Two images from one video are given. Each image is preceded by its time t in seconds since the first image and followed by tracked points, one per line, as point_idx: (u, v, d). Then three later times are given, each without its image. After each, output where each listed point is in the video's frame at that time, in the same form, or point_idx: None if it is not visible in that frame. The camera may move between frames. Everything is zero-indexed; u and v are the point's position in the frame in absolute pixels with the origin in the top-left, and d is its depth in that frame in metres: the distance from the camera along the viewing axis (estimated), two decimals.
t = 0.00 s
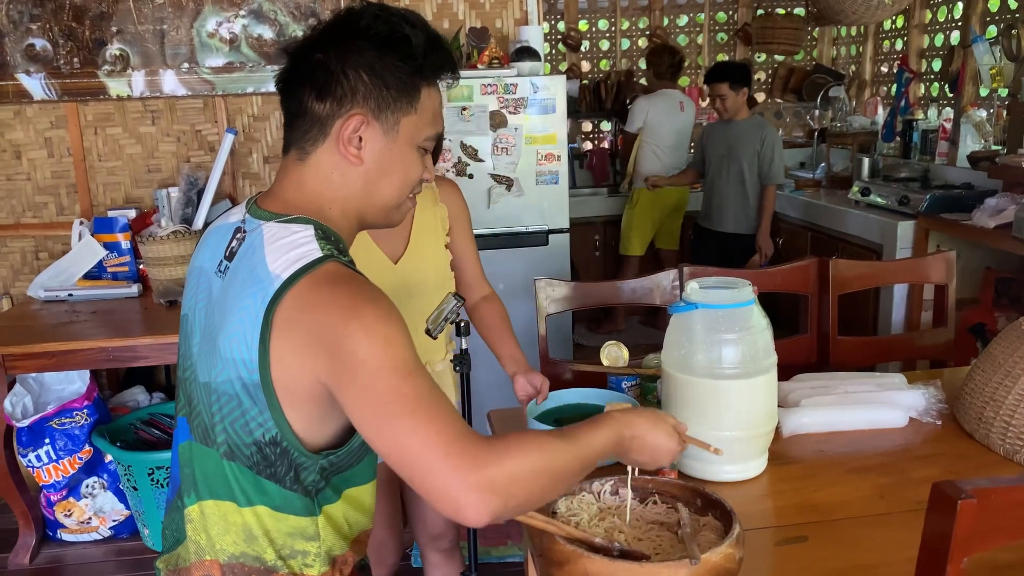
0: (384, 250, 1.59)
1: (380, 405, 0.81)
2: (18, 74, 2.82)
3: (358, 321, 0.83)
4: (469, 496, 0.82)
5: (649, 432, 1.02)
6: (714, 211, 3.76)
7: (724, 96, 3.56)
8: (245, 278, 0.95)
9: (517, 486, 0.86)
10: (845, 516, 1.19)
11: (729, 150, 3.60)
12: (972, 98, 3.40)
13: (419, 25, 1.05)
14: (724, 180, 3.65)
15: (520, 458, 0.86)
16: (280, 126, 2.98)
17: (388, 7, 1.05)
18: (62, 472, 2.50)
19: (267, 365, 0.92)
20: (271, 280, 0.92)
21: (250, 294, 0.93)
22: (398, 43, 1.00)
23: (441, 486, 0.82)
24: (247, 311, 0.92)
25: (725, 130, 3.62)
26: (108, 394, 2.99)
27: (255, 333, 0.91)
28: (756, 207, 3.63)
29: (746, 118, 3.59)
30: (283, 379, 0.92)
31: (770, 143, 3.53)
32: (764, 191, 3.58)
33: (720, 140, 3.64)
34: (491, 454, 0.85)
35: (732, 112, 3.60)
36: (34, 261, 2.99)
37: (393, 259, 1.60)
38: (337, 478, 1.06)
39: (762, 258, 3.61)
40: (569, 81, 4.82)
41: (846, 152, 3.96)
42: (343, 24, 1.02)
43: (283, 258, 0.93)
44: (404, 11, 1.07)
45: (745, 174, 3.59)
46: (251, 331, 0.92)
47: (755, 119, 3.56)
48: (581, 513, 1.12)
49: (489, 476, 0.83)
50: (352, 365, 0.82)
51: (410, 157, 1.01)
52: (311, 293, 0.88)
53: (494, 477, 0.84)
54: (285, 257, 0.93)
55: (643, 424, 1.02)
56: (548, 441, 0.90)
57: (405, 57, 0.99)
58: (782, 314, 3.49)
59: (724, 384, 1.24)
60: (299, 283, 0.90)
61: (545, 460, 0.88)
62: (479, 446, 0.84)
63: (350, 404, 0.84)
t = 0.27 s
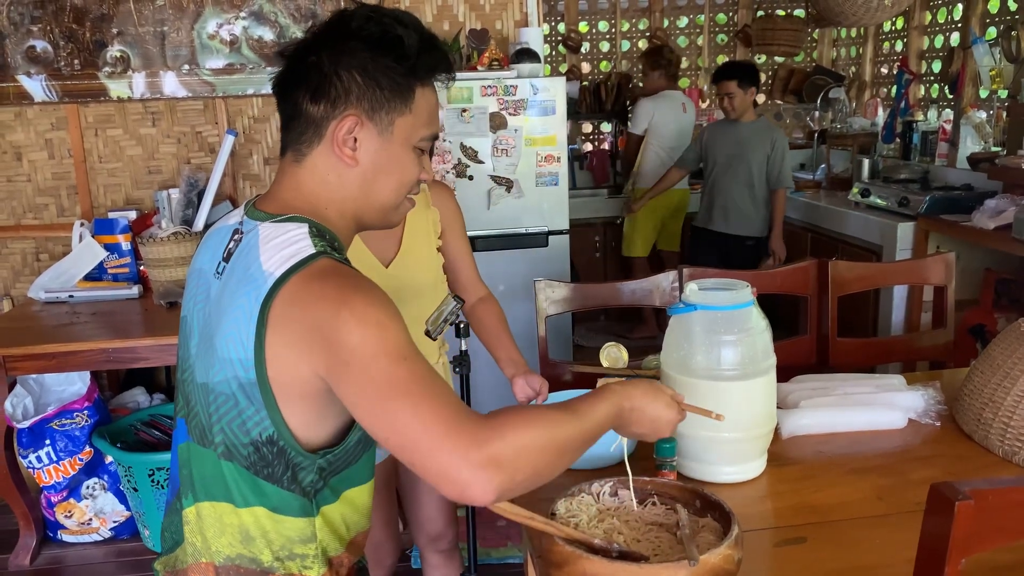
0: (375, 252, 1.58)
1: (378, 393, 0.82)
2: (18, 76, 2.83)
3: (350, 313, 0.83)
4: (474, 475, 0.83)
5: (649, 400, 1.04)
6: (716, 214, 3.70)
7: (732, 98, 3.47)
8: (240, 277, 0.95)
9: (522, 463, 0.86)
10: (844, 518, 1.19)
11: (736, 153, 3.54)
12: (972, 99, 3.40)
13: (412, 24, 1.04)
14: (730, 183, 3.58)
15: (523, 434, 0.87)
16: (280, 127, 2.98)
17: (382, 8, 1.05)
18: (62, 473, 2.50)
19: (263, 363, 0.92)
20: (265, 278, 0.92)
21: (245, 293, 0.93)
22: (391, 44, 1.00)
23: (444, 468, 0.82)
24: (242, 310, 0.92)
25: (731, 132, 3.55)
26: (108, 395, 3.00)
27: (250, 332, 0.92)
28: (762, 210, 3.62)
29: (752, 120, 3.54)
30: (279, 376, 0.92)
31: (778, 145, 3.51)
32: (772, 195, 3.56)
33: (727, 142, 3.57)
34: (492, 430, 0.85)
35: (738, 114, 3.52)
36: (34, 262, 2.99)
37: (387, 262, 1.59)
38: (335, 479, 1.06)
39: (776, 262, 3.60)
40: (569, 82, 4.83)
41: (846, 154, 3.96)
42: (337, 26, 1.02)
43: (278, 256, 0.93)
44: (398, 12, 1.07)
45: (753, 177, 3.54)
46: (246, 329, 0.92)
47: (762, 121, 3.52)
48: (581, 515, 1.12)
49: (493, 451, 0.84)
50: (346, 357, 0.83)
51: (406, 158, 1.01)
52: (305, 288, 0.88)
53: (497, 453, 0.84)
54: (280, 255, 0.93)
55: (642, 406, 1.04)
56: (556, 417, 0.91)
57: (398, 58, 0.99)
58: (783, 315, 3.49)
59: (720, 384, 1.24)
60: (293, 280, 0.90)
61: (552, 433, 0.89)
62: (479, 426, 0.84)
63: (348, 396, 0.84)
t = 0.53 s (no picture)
0: (375, 254, 1.58)
1: (376, 396, 0.82)
2: (19, 77, 2.84)
3: (349, 315, 0.83)
4: (472, 479, 0.83)
5: (649, 417, 1.03)
6: (714, 221, 3.63)
7: (731, 100, 3.44)
8: (240, 278, 0.95)
9: (521, 467, 0.86)
10: (844, 519, 1.19)
11: (736, 156, 3.49)
12: (973, 100, 3.40)
13: (418, 29, 1.05)
14: (731, 187, 3.53)
15: (520, 440, 0.86)
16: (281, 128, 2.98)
17: (388, 11, 1.05)
18: (63, 474, 2.50)
19: (261, 364, 0.92)
20: (264, 280, 0.92)
21: (244, 295, 0.93)
22: (397, 48, 1.00)
23: (443, 471, 0.82)
24: (242, 311, 0.92)
25: (728, 137, 3.51)
26: (108, 396, 3.00)
27: (249, 333, 0.92)
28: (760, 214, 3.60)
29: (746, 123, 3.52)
30: (277, 378, 0.92)
31: (774, 148, 3.50)
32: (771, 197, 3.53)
33: (724, 148, 3.52)
34: (492, 435, 0.85)
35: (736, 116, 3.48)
36: (35, 263, 2.99)
37: (386, 263, 1.59)
38: (334, 482, 1.06)
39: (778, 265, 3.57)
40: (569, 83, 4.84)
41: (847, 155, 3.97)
42: (343, 28, 1.02)
43: (277, 258, 0.93)
44: (404, 15, 1.07)
45: (754, 180, 3.51)
46: (245, 331, 0.92)
47: (756, 124, 3.51)
48: (581, 516, 1.12)
49: (491, 456, 0.84)
50: (345, 358, 0.83)
51: (408, 161, 1.01)
52: (304, 290, 0.88)
53: (496, 458, 0.84)
54: (279, 256, 0.93)
55: (640, 421, 1.03)
56: (557, 427, 0.91)
57: (404, 62, 0.99)
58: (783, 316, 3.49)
59: (720, 387, 1.24)
60: (291, 283, 0.90)
61: (551, 443, 0.89)
62: (478, 429, 0.84)
63: (346, 398, 0.84)
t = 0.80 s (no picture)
0: (377, 254, 1.57)
1: (379, 393, 0.82)
2: (20, 78, 2.84)
3: (352, 313, 0.83)
4: (477, 477, 0.83)
5: (650, 411, 1.03)
6: (704, 229, 3.50)
7: (720, 99, 3.36)
8: (242, 277, 0.95)
9: (524, 465, 0.86)
10: (845, 520, 1.19)
11: (724, 159, 3.38)
12: (974, 102, 3.41)
13: (424, 32, 1.05)
14: (721, 193, 3.41)
15: (522, 438, 0.86)
16: (282, 129, 2.98)
17: (394, 13, 1.06)
18: (63, 475, 2.50)
19: (264, 363, 0.92)
20: (266, 278, 0.92)
21: (246, 294, 0.93)
22: (404, 50, 1.01)
23: (447, 468, 0.82)
24: (244, 310, 0.92)
25: (715, 140, 3.41)
26: (109, 397, 2.99)
27: (251, 331, 0.92)
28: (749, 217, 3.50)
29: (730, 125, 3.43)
30: (279, 377, 0.92)
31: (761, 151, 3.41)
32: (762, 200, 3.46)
33: (711, 152, 3.41)
34: (495, 432, 0.85)
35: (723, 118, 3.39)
36: (36, 264, 2.99)
37: (387, 263, 1.59)
38: (335, 483, 1.06)
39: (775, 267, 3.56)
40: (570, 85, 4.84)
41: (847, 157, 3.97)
42: (350, 29, 1.03)
43: (279, 257, 0.93)
44: (411, 18, 1.07)
45: (743, 183, 3.41)
46: (247, 330, 0.92)
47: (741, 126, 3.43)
48: (581, 517, 1.12)
49: (494, 452, 0.84)
50: (348, 356, 0.83)
51: (412, 163, 1.02)
52: (306, 288, 0.88)
53: (501, 455, 0.84)
54: (282, 256, 0.93)
55: (643, 417, 1.03)
56: (559, 422, 0.91)
57: (411, 64, 1.00)
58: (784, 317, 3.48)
59: (721, 387, 1.24)
60: (293, 282, 0.90)
61: (556, 438, 0.89)
62: (481, 427, 0.84)
63: (349, 396, 0.84)
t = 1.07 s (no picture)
0: (381, 256, 1.58)
1: (385, 392, 0.81)
2: (21, 78, 2.84)
3: (358, 312, 0.83)
4: (484, 475, 0.83)
5: (657, 408, 1.04)
6: (700, 233, 3.45)
7: (712, 96, 3.30)
8: (247, 276, 0.96)
9: (531, 463, 0.86)
10: (846, 521, 1.19)
11: (718, 160, 3.34)
12: (974, 103, 3.40)
13: (426, 31, 1.05)
14: (717, 195, 3.37)
15: (528, 435, 0.86)
16: (282, 130, 2.98)
17: (396, 13, 1.05)
18: (64, 475, 2.50)
19: (268, 362, 0.92)
20: (271, 277, 0.92)
21: (250, 292, 0.93)
22: (406, 50, 1.01)
23: (456, 466, 0.82)
24: (248, 308, 0.93)
25: (706, 140, 3.35)
26: (109, 398, 2.99)
27: (256, 329, 0.92)
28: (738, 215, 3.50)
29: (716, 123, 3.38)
30: (283, 376, 0.92)
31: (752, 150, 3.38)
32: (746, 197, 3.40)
33: (704, 153, 3.35)
34: (502, 430, 0.85)
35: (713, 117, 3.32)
36: (36, 264, 2.99)
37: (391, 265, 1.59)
38: (336, 487, 1.06)
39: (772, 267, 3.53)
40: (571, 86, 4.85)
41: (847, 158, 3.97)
42: (351, 30, 1.03)
43: (283, 257, 0.93)
44: (413, 17, 1.07)
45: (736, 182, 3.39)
46: (252, 327, 0.92)
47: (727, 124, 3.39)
48: (582, 517, 1.12)
49: (502, 450, 0.84)
50: (353, 354, 0.83)
51: (417, 163, 1.01)
52: (311, 287, 0.88)
53: (509, 453, 0.84)
54: (287, 255, 0.93)
55: (649, 416, 1.03)
56: (566, 421, 0.91)
57: (412, 64, 1.00)
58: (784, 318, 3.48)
59: (718, 390, 1.24)
60: (298, 281, 0.90)
61: (564, 436, 0.90)
62: (489, 425, 0.84)
63: (354, 394, 0.84)
